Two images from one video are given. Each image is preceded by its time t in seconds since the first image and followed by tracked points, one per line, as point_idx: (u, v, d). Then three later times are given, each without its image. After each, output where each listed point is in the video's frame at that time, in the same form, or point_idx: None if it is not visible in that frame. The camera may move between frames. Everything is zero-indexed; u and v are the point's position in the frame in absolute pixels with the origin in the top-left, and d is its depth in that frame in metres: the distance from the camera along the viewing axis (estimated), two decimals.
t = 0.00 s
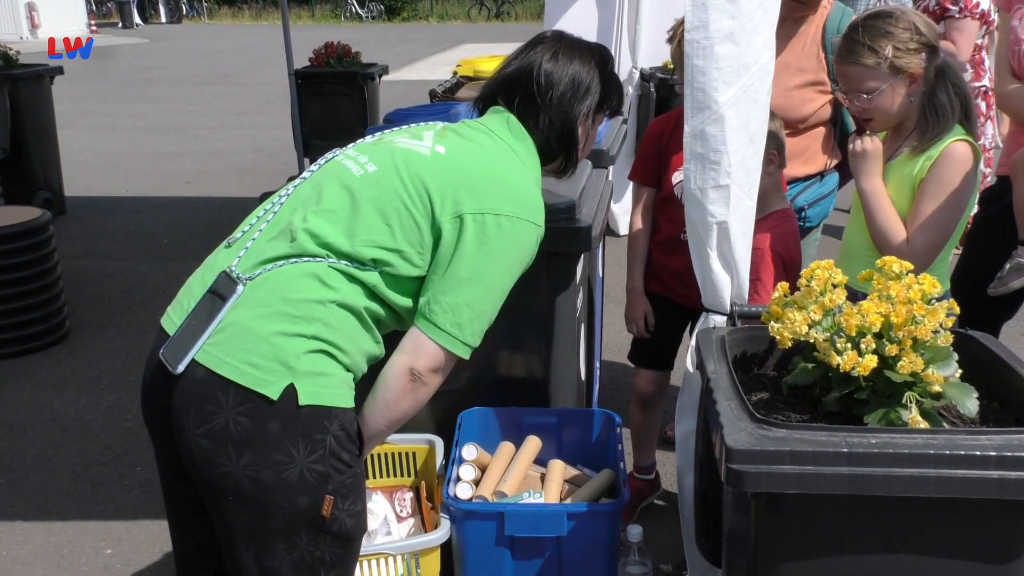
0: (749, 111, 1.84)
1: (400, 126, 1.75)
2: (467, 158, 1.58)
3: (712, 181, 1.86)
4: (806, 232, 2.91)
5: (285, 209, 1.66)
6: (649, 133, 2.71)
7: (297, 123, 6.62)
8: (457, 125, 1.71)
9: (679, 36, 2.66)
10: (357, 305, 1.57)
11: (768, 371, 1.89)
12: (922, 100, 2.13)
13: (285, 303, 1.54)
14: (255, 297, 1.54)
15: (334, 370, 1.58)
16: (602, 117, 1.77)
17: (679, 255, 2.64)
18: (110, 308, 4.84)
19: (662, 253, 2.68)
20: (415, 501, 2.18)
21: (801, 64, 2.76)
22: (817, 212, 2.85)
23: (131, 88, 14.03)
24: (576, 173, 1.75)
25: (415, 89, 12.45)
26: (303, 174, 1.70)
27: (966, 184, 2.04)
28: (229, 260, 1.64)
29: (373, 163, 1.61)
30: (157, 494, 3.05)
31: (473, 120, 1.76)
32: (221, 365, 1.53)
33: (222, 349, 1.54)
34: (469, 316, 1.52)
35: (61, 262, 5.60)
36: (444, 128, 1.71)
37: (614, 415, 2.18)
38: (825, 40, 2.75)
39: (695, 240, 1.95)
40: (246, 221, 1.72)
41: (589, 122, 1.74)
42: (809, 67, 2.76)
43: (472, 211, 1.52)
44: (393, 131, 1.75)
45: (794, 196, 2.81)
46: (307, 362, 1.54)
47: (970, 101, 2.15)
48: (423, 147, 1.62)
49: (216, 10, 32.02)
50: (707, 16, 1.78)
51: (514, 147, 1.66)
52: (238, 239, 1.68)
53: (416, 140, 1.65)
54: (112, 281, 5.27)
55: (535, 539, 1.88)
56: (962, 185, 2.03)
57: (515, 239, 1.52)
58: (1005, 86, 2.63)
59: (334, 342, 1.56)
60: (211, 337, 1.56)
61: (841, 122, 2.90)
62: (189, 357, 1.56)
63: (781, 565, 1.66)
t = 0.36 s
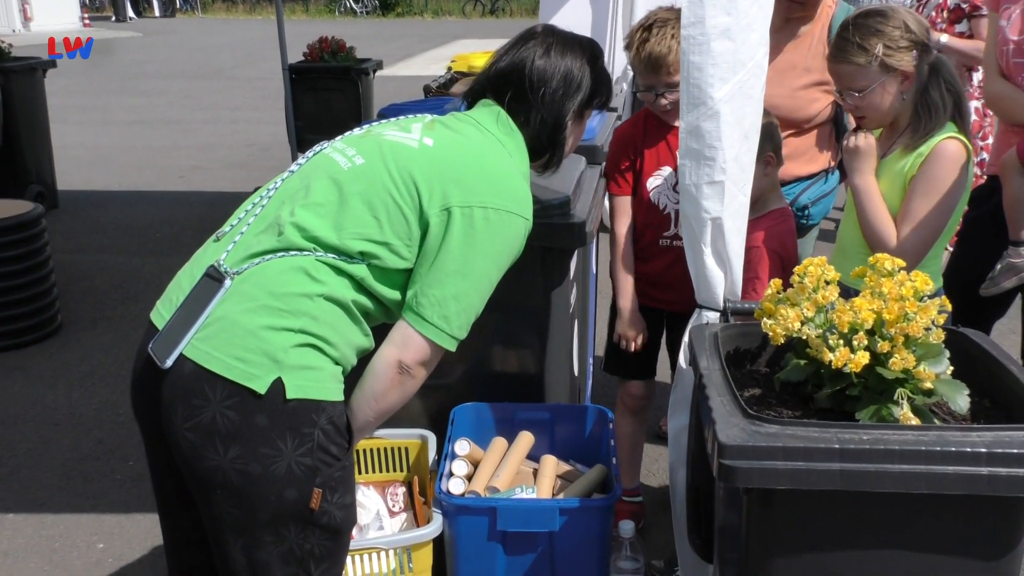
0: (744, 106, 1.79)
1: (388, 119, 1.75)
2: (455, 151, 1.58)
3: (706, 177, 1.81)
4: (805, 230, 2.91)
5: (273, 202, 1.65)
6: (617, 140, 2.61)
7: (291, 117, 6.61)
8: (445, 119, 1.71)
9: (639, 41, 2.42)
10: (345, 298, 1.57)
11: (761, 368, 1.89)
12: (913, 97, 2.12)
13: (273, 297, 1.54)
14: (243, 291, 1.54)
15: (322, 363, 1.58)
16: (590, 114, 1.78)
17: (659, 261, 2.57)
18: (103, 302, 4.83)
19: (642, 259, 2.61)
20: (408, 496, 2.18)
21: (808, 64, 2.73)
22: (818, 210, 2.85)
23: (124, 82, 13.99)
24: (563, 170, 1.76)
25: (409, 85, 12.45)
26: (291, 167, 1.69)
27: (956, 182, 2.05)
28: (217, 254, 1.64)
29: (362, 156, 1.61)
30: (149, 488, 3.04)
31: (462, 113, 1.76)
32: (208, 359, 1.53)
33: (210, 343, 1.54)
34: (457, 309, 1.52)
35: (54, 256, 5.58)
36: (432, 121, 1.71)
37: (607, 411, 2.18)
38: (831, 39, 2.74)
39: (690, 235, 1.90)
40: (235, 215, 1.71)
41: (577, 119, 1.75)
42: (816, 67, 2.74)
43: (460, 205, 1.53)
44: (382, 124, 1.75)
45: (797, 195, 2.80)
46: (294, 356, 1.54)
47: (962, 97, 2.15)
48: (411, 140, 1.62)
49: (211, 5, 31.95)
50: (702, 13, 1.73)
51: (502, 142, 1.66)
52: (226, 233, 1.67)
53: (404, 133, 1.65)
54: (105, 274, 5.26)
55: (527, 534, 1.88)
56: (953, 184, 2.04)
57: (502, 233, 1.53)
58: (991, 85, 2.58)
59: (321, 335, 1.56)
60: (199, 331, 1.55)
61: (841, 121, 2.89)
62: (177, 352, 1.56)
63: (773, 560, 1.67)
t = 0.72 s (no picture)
0: (737, 104, 1.78)
1: (380, 116, 1.74)
2: (447, 150, 1.58)
3: (699, 174, 1.80)
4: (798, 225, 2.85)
5: (266, 199, 1.65)
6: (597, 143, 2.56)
7: (284, 113, 6.59)
8: (438, 117, 1.71)
9: (620, 47, 2.40)
10: (337, 296, 1.58)
11: (754, 365, 1.88)
12: (904, 94, 2.12)
13: (264, 294, 1.54)
14: (235, 288, 1.54)
15: (314, 360, 1.58)
16: (582, 115, 1.78)
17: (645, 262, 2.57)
18: (97, 298, 4.82)
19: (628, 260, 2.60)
20: (401, 492, 2.18)
21: (791, 54, 2.77)
22: (812, 202, 2.80)
23: (118, 78, 13.95)
24: (555, 170, 1.76)
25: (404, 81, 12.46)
26: (283, 164, 1.69)
27: (946, 179, 2.05)
28: (209, 251, 1.64)
29: (354, 153, 1.61)
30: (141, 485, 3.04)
31: (454, 112, 1.76)
32: (200, 356, 1.53)
33: (202, 340, 1.53)
34: (447, 308, 1.53)
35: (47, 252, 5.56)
36: (425, 119, 1.71)
37: (600, 408, 2.19)
38: (810, 27, 2.77)
39: (682, 232, 1.89)
40: (227, 211, 1.71)
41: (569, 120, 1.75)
42: (799, 58, 2.77)
43: (452, 203, 1.53)
44: (374, 121, 1.75)
45: (789, 188, 2.77)
46: (287, 353, 1.54)
47: (953, 94, 2.15)
48: (404, 137, 1.62)
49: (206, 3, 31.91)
50: (696, 10, 1.72)
51: (494, 140, 1.66)
52: (218, 229, 1.67)
53: (397, 130, 1.65)
54: (98, 271, 5.24)
55: (520, 531, 1.88)
56: (945, 181, 2.04)
57: (495, 233, 1.53)
58: (981, 84, 2.59)
59: (314, 332, 1.56)
60: (192, 328, 1.55)
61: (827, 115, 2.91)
62: (169, 349, 1.55)
63: (765, 556, 1.68)
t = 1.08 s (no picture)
0: (729, 102, 1.77)
1: (374, 115, 1.74)
2: (440, 150, 1.58)
3: (692, 172, 1.79)
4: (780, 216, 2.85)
5: (259, 197, 1.65)
6: (602, 142, 2.56)
7: (278, 112, 6.58)
8: (432, 118, 1.71)
9: (638, 46, 2.41)
10: (329, 295, 1.57)
11: (746, 363, 1.88)
12: (893, 92, 2.13)
13: (258, 293, 1.54)
14: (227, 287, 1.54)
15: (307, 359, 1.58)
16: (578, 120, 1.78)
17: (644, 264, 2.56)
18: (92, 297, 4.80)
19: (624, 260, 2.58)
20: (394, 491, 2.16)
21: (769, 49, 2.80)
22: (794, 193, 2.81)
23: (112, 77, 13.91)
24: (551, 174, 1.76)
25: (398, 78, 12.46)
26: (276, 162, 1.69)
27: (936, 175, 2.04)
28: (202, 249, 1.64)
29: (347, 152, 1.61)
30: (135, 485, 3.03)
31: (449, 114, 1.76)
32: (193, 355, 1.53)
33: (195, 339, 1.53)
34: (439, 309, 1.53)
35: (41, 251, 5.55)
36: (419, 120, 1.71)
37: (594, 406, 2.18)
38: (787, 22, 2.83)
39: (675, 231, 1.88)
40: (220, 210, 1.71)
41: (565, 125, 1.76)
42: (776, 51, 2.81)
43: (445, 204, 1.53)
44: (369, 120, 1.75)
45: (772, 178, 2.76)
46: (280, 352, 1.54)
47: (941, 92, 2.16)
48: (398, 137, 1.62)
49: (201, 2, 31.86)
50: (689, 7, 1.71)
51: (487, 141, 1.66)
52: (212, 228, 1.67)
53: (391, 130, 1.65)
54: (91, 270, 5.23)
55: (514, 529, 1.89)
56: (934, 176, 2.04)
57: (487, 233, 1.53)
58: (972, 79, 2.59)
59: (306, 332, 1.56)
60: (184, 327, 1.55)
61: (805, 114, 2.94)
62: (161, 347, 1.55)
63: (758, 554, 1.68)
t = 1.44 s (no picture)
0: (702, 117, 1.91)
1: (375, 131, 1.88)
2: (435, 164, 1.72)
3: (668, 183, 1.92)
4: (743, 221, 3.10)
5: (266, 208, 1.79)
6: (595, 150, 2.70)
7: (283, 128, 6.74)
8: (429, 135, 1.86)
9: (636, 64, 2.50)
10: (331, 299, 1.71)
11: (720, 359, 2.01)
12: (853, 107, 2.28)
13: (264, 297, 1.67)
14: (236, 291, 1.67)
15: (310, 359, 1.72)
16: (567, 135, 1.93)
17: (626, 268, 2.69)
18: (109, 302, 4.95)
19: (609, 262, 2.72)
20: (394, 480, 2.31)
21: (748, 75, 2.93)
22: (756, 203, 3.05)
23: (125, 95, 14.15)
24: (542, 186, 1.91)
25: (399, 98, 12.67)
26: (283, 175, 1.83)
27: (892, 183, 2.20)
28: (213, 256, 1.78)
29: (350, 166, 1.75)
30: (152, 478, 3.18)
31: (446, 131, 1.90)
32: (204, 355, 1.66)
33: (205, 340, 1.67)
34: (434, 311, 1.67)
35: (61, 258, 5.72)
36: (417, 136, 1.85)
37: (579, 400, 2.31)
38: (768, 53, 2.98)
39: (653, 236, 2.01)
40: (230, 219, 1.85)
41: (555, 141, 1.90)
42: (754, 78, 2.95)
43: (440, 214, 1.67)
44: (369, 136, 1.89)
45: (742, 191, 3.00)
46: (284, 353, 1.67)
47: (897, 106, 2.33)
48: (397, 152, 1.76)
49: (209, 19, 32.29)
50: (663, 29, 1.83)
51: (481, 155, 1.81)
52: (222, 236, 1.81)
53: (390, 146, 1.79)
54: (108, 277, 5.38)
55: (505, 515, 2.02)
56: (890, 185, 2.19)
57: (479, 242, 1.67)
58: (931, 95, 2.72)
59: (310, 333, 1.70)
60: (195, 328, 1.69)
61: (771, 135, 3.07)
62: (174, 347, 1.69)
63: (732, 536, 1.81)
